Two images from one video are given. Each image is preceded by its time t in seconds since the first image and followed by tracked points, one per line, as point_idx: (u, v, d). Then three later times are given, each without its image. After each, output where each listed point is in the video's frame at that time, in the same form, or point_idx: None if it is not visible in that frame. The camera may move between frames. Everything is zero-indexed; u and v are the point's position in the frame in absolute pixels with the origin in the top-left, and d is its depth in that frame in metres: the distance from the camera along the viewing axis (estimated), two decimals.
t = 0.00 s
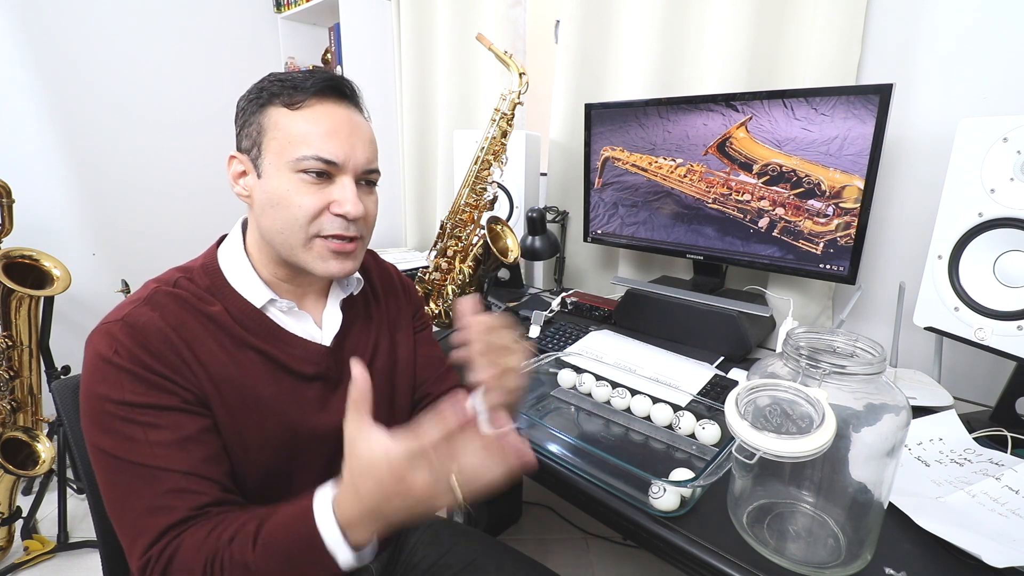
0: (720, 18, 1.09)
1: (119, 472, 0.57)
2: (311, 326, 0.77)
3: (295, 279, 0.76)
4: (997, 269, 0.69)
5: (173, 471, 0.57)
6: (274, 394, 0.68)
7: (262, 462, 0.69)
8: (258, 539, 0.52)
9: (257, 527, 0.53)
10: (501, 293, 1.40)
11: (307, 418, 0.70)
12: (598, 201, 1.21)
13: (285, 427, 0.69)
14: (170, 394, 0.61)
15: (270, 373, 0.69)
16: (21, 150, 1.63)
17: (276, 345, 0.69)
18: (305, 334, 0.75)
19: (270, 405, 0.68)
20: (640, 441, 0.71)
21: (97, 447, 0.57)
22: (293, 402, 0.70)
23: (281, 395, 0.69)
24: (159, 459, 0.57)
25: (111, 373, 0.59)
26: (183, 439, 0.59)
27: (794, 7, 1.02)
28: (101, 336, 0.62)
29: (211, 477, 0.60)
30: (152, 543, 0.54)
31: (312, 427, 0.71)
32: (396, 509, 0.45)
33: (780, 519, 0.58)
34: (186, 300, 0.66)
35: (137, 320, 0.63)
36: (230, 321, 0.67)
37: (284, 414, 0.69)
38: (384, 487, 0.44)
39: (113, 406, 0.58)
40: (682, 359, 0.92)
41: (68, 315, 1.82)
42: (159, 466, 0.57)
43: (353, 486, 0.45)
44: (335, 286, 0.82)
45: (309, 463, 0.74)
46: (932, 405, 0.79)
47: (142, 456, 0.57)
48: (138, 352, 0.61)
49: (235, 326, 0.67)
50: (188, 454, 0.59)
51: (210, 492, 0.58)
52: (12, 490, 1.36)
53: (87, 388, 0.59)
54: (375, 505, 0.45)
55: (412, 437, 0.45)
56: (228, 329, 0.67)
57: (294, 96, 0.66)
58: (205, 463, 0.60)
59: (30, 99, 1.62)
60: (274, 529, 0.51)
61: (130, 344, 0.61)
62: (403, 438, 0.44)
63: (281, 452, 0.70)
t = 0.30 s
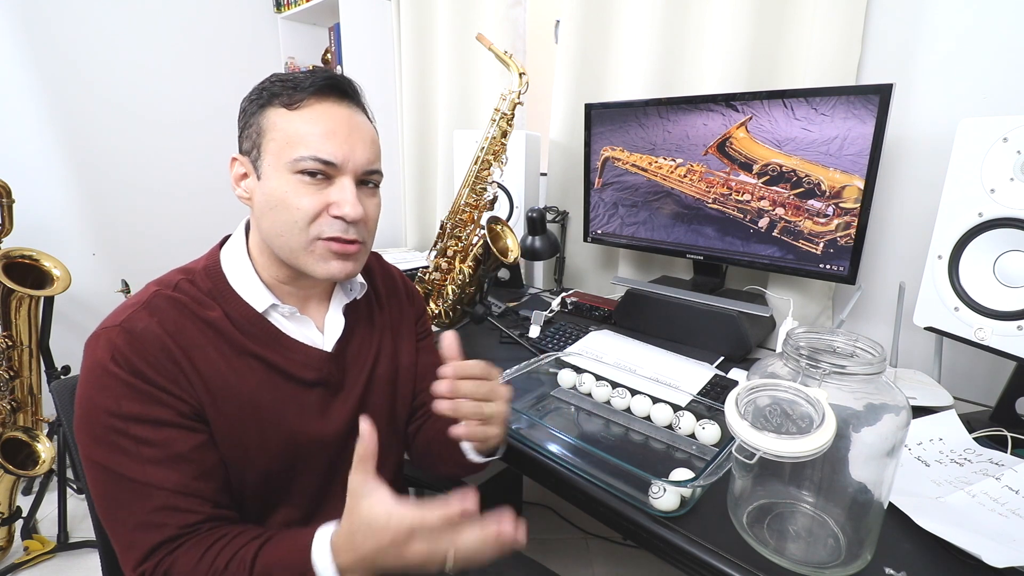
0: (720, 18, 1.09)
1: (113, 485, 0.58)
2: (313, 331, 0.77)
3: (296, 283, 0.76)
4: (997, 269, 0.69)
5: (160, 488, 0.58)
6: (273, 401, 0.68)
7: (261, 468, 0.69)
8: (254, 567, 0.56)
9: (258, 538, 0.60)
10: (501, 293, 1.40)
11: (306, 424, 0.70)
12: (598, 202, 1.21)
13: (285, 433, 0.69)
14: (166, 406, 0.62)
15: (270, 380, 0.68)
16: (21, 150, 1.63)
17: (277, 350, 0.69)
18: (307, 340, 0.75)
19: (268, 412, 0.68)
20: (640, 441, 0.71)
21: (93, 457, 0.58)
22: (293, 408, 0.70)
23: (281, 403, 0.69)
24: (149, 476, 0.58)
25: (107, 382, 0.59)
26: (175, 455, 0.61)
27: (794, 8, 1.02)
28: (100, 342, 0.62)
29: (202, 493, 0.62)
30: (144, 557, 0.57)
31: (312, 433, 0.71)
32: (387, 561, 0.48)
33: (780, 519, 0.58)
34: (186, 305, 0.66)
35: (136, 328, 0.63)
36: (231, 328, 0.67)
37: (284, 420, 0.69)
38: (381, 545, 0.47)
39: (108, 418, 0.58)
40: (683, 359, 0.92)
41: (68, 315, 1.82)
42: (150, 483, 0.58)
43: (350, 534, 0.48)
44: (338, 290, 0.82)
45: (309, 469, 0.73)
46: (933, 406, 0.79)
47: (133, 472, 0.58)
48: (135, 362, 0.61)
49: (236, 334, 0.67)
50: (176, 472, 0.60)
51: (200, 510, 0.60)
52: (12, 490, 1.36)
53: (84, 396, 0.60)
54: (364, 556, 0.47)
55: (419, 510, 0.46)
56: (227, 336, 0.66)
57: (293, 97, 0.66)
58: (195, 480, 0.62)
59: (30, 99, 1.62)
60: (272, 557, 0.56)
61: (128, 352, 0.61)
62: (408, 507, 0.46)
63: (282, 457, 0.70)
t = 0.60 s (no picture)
0: (720, 18, 1.09)
1: (108, 490, 0.58)
2: (316, 335, 0.76)
3: (296, 286, 0.76)
4: (997, 269, 0.69)
5: (152, 495, 0.59)
6: (273, 405, 0.68)
7: (261, 471, 0.69)
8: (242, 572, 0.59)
9: (251, 545, 0.63)
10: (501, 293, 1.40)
11: (307, 426, 0.70)
12: (598, 202, 1.21)
13: (284, 436, 0.69)
14: (164, 410, 0.61)
15: (270, 383, 0.68)
16: (21, 150, 1.63)
17: (279, 353, 0.69)
18: (309, 343, 0.75)
19: (268, 416, 0.68)
20: (640, 441, 0.71)
21: (89, 461, 0.59)
22: (294, 411, 0.70)
23: (281, 406, 0.69)
24: (143, 482, 0.59)
25: (106, 386, 0.59)
26: (170, 462, 0.61)
27: (793, 8, 1.02)
28: (101, 344, 0.62)
29: (193, 500, 0.63)
30: (134, 561, 0.58)
31: (311, 436, 0.71)
32: None
33: (779, 519, 0.58)
34: (187, 308, 0.66)
35: (136, 331, 0.62)
36: (232, 331, 0.67)
37: (284, 423, 0.69)
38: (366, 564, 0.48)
39: (105, 422, 0.58)
40: (683, 359, 0.92)
41: (68, 315, 1.82)
42: (143, 489, 0.59)
43: (341, 550, 0.50)
44: (340, 293, 0.82)
45: (309, 471, 0.73)
46: (932, 406, 0.79)
47: (128, 477, 0.58)
48: (134, 366, 0.61)
49: (236, 337, 0.67)
50: (169, 479, 0.61)
51: (190, 517, 0.61)
52: (12, 490, 1.36)
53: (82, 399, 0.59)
54: (351, 571, 0.50)
55: (405, 535, 0.46)
56: (229, 339, 0.66)
57: (293, 102, 0.66)
58: (187, 488, 0.62)
59: (30, 99, 1.62)
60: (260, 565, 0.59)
61: (128, 356, 0.61)
62: (394, 532, 0.47)
63: (282, 460, 0.70)
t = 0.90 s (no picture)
0: (720, 18, 1.09)
1: (118, 482, 0.57)
2: (315, 333, 0.76)
3: (298, 283, 0.76)
4: (997, 269, 0.69)
5: (168, 482, 0.57)
6: (275, 401, 0.68)
7: (263, 467, 0.70)
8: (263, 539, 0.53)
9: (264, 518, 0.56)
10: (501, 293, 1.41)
11: (309, 422, 0.71)
12: (598, 202, 1.21)
13: (286, 433, 0.70)
14: (170, 403, 0.61)
15: (272, 379, 0.68)
16: (21, 151, 1.63)
17: (279, 351, 0.69)
18: (308, 341, 0.75)
19: (270, 413, 0.68)
20: (640, 441, 0.71)
21: (97, 456, 0.57)
22: (295, 408, 0.70)
23: (284, 402, 0.69)
24: (156, 470, 0.57)
25: (112, 380, 0.59)
26: (181, 449, 0.60)
27: (793, 8, 1.01)
28: (104, 341, 0.61)
29: (207, 488, 0.61)
30: (148, 552, 0.55)
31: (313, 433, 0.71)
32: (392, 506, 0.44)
33: (780, 519, 0.58)
34: (189, 305, 0.66)
35: (139, 328, 0.62)
36: (233, 327, 0.67)
37: (286, 420, 0.69)
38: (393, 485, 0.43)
39: (112, 415, 0.58)
40: (683, 359, 0.92)
41: (68, 316, 1.82)
42: (158, 477, 0.57)
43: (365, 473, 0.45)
44: (340, 291, 0.82)
45: (310, 469, 0.74)
46: (932, 406, 0.79)
47: (139, 467, 0.57)
48: (139, 361, 0.60)
49: (239, 333, 0.67)
50: (184, 467, 0.59)
51: (207, 504, 0.59)
52: (12, 490, 1.36)
53: (87, 396, 0.59)
54: (379, 496, 0.44)
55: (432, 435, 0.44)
56: (231, 336, 0.66)
57: (302, 101, 0.66)
58: (200, 475, 0.61)
59: (30, 100, 1.62)
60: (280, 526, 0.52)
61: (132, 351, 0.61)
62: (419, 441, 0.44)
63: (283, 457, 0.70)
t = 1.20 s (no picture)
0: (720, 18, 1.09)
1: (140, 465, 0.56)
2: (318, 329, 0.77)
3: (304, 281, 0.76)
4: (997, 270, 0.69)
5: (200, 457, 0.57)
6: (284, 393, 0.69)
7: (269, 460, 0.70)
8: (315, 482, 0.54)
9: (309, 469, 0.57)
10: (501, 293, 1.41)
11: (314, 416, 0.71)
12: (598, 202, 1.21)
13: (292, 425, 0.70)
14: (188, 387, 0.61)
15: (279, 372, 0.69)
16: (21, 151, 1.63)
17: (284, 346, 0.69)
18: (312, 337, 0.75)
19: (278, 405, 0.68)
20: (640, 441, 0.71)
21: (116, 441, 0.56)
22: (303, 400, 0.70)
23: (290, 396, 0.69)
24: (185, 446, 0.57)
25: (126, 368, 0.58)
26: (204, 428, 0.60)
27: (794, 7, 1.01)
28: (112, 333, 0.61)
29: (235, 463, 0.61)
30: (189, 522, 0.54)
31: (320, 424, 0.71)
32: (438, 421, 0.50)
33: (780, 519, 0.58)
34: (197, 299, 0.66)
35: (148, 319, 0.62)
36: (241, 320, 0.67)
37: (294, 412, 0.69)
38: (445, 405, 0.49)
39: (129, 400, 0.57)
40: (683, 358, 0.92)
41: (68, 316, 1.82)
42: (187, 453, 0.57)
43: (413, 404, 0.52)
44: (342, 289, 0.82)
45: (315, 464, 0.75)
46: (932, 406, 0.79)
47: (166, 445, 0.56)
48: (152, 349, 0.60)
49: (246, 326, 0.67)
50: (211, 443, 0.59)
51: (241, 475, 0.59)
52: (12, 490, 1.36)
53: (98, 385, 0.58)
54: (433, 415, 0.50)
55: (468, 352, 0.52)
56: (240, 328, 0.67)
57: (314, 104, 0.65)
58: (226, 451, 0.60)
59: (30, 100, 1.62)
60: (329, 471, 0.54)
61: (143, 341, 0.60)
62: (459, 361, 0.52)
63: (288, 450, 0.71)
